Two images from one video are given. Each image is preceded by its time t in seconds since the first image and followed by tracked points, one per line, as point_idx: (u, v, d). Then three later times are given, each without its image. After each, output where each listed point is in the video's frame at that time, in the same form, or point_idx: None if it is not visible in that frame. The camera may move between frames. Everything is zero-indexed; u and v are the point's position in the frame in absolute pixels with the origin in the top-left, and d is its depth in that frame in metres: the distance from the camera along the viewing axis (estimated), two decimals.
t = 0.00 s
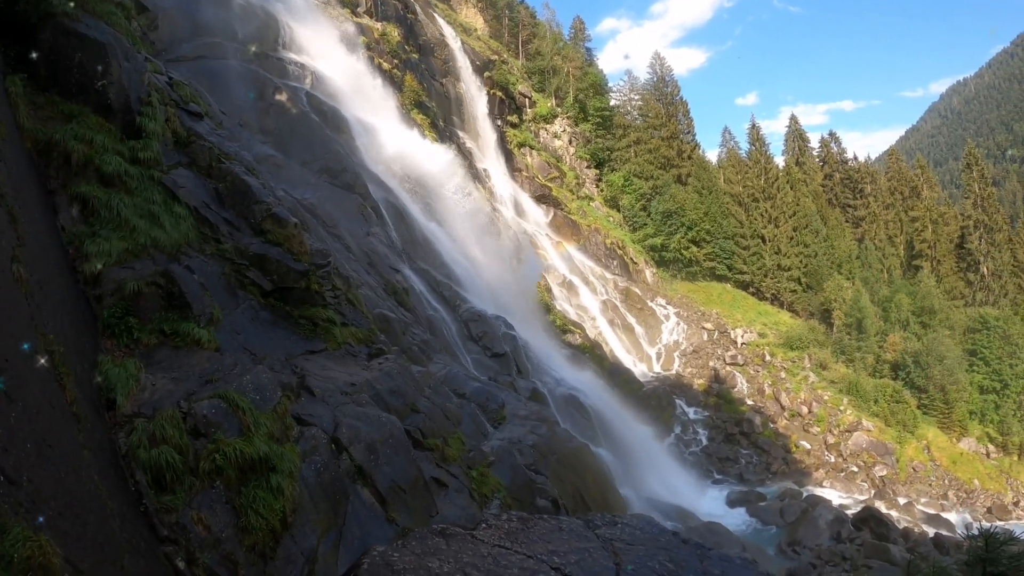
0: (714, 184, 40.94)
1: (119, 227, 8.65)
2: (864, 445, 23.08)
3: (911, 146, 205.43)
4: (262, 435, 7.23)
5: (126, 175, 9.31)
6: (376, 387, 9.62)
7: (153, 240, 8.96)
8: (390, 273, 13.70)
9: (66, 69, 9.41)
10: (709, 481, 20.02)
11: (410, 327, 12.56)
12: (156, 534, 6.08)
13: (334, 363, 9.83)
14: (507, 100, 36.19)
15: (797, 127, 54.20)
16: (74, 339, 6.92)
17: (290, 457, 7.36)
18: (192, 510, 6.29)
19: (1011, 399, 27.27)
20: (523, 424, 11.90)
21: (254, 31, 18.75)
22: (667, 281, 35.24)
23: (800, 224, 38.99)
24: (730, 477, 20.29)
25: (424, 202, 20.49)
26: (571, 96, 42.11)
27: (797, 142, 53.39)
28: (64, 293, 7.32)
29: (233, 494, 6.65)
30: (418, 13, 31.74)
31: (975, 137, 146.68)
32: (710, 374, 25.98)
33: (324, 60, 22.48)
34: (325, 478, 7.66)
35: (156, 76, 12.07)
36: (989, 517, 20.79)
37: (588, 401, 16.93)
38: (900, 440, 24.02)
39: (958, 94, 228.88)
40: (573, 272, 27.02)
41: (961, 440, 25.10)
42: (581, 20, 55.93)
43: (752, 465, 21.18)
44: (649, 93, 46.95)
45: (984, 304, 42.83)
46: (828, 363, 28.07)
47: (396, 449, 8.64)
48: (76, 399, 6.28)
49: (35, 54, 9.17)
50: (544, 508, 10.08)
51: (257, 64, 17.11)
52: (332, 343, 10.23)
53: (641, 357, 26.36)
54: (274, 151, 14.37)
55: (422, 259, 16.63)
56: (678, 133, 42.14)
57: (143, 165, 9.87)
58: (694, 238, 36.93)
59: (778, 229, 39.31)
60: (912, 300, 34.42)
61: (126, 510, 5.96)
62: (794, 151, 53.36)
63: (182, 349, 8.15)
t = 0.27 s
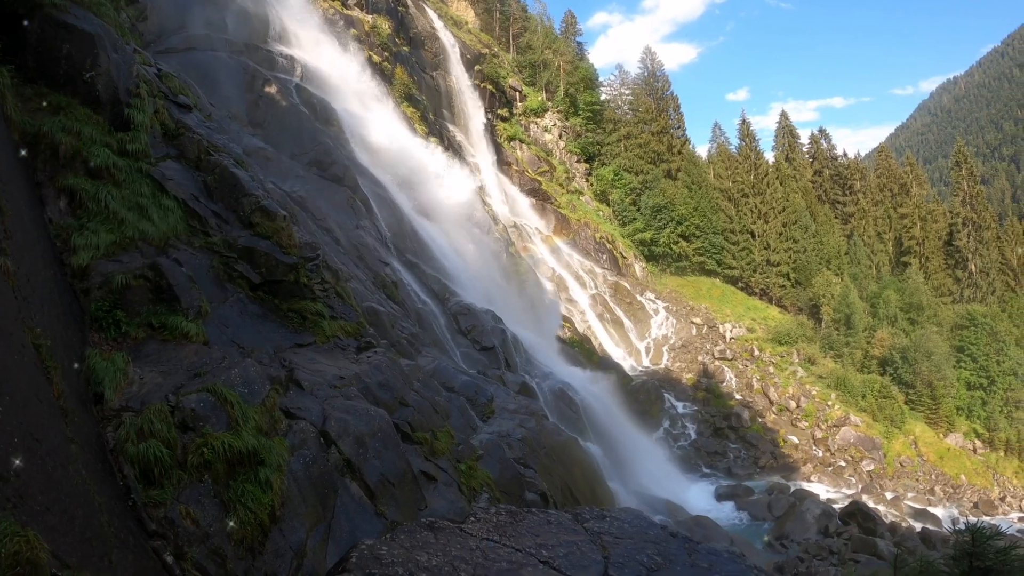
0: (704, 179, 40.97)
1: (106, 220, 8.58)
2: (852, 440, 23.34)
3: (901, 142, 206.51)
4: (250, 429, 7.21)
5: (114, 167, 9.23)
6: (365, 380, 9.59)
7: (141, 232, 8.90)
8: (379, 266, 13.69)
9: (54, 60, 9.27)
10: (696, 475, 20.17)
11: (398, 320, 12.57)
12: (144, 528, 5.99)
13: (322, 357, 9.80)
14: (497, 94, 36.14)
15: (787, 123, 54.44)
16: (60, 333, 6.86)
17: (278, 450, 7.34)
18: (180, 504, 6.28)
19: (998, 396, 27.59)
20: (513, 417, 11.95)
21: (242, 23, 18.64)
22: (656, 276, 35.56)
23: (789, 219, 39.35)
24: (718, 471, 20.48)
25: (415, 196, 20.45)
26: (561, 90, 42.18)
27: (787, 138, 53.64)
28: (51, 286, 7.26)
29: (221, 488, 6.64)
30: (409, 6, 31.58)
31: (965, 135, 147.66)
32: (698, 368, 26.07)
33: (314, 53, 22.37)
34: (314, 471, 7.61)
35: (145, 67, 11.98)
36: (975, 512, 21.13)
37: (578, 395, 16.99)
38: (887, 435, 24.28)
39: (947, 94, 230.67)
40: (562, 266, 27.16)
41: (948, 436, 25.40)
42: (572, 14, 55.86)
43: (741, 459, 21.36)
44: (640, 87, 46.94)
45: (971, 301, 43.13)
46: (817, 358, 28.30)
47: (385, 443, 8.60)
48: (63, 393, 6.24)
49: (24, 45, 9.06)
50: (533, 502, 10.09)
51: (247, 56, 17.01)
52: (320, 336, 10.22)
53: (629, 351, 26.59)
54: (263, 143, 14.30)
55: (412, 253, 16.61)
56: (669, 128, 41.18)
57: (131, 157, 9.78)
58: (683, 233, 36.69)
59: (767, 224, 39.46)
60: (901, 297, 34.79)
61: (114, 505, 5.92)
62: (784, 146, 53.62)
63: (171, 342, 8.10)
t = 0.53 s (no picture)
0: (692, 175, 41.08)
1: (93, 213, 8.49)
2: (838, 435, 23.58)
3: (889, 139, 207.56)
4: (237, 424, 7.12)
5: (101, 160, 9.14)
6: (353, 374, 9.56)
7: (128, 226, 8.82)
8: (367, 261, 13.64)
9: (41, 53, 9.17)
10: (684, 469, 20.31)
11: (387, 315, 12.55)
12: (131, 523, 5.97)
13: (310, 351, 9.77)
14: (487, 88, 36.02)
15: (776, 119, 54.67)
16: (47, 328, 6.80)
17: (266, 445, 7.27)
18: (168, 499, 6.22)
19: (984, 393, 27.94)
20: (501, 412, 11.98)
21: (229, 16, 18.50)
22: (644, 271, 35.67)
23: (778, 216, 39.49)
24: (706, 466, 20.62)
25: (405, 190, 20.42)
26: (551, 85, 42.15)
27: (776, 134, 53.94)
28: (37, 280, 7.19)
29: (209, 483, 6.57)
30: None
31: (953, 133, 148.75)
32: (686, 363, 26.21)
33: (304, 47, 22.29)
34: (302, 466, 7.58)
35: (132, 59, 11.85)
36: (961, 507, 21.38)
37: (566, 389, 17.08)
38: (874, 430, 24.54)
39: (936, 91, 232.31)
40: (550, 261, 27.18)
41: (935, 432, 25.73)
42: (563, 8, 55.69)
43: (728, 454, 21.53)
44: (630, 82, 46.92)
45: (957, 298, 43.59)
46: (804, 354, 28.51)
47: (373, 437, 8.58)
48: (49, 388, 6.18)
49: (10, 37, 8.96)
50: (521, 497, 10.12)
51: (236, 48, 16.89)
52: (308, 331, 10.18)
53: (618, 346, 26.69)
54: (252, 137, 14.20)
55: (400, 247, 16.60)
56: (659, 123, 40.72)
57: (119, 150, 9.68)
58: (673, 228, 37.00)
59: (755, 220, 39.64)
60: (889, 293, 35.15)
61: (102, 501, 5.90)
62: (773, 143, 53.91)
63: (158, 337, 8.03)
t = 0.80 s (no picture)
0: (680, 171, 41.19)
1: (79, 207, 8.43)
2: (824, 431, 23.80)
3: (877, 137, 208.75)
4: (224, 419, 7.06)
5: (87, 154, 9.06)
6: (340, 370, 9.54)
7: (114, 220, 8.75)
8: (355, 256, 13.60)
9: (27, 45, 9.09)
10: (671, 465, 20.45)
11: (374, 310, 12.54)
12: (119, 520, 5.98)
13: (297, 347, 9.74)
14: (475, 83, 35.96)
15: (764, 116, 54.97)
16: (32, 323, 6.81)
17: (253, 440, 7.27)
18: (155, 495, 6.21)
19: (969, 389, 28.33)
20: (488, 407, 12.01)
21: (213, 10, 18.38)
22: (632, 267, 35.81)
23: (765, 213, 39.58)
24: (693, 461, 20.78)
25: (393, 185, 20.35)
26: (539, 80, 42.16)
27: (763, 132, 54.25)
28: (23, 276, 7.21)
29: (195, 479, 6.53)
30: None
31: (939, 132, 150.07)
32: (674, 359, 26.27)
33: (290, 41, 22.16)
34: (288, 461, 7.56)
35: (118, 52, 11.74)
36: (946, 502, 21.64)
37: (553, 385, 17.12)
38: (859, 426, 24.81)
39: (923, 90, 234.52)
40: (538, 256, 27.24)
41: (920, 428, 26.11)
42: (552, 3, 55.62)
43: (715, 449, 21.71)
44: (618, 77, 46.93)
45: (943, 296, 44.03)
46: (790, 349, 28.73)
47: (360, 433, 8.52)
48: (35, 384, 6.20)
49: None
50: (508, 491, 10.13)
51: (223, 43, 16.84)
52: (295, 326, 10.15)
53: (605, 341, 26.82)
54: (239, 131, 14.11)
55: (388, 242, 16.55)
56: (646, 120, 41.84)
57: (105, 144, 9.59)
58: (660, 224, 36.98)
59: (742, 217, 39.86)
60: (875, 290, 35.51)
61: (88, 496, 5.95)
62: (761, 140, 54.23)
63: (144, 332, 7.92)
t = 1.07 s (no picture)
0: (667, 167, 41.37)
1: (63, 201, 8.32)
2: (809, 427, 24.05)
3: (863, 135, 210.58)
4: (209, 415, 7.04)
5: (72, 148, 8.95)
6: (325, 365, 9.52)
7: (99, 214, 8.63)
8: (341, 251, 13.57)
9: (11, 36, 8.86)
10: (657, 460, 20.52)
11: (360, 305, 12.52)
12: (105, 518, 6.02)
13: (283, 342, 9.72)
14: (462, 78, 35.91)
15: (750, 113, 55.28)
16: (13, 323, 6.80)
17: (238, 436, 7.24)
18: (140, 492, 6.18)
19: (953, 385, 28.71)
20: (474, 403, 12.04)
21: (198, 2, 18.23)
22: (618, 262, 35.98)
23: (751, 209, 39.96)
24: (679, 457, 20.96)
25: (378, 180, 20.24)
26: (527, 76, 42.26)
27: (750, 129, 54.58)
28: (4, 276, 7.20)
29: (181, 476, 6.50)
30: None
31: (925, 131, 151.39)
32: (659, 355, 26.46)
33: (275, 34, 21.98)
34: (274, 457, 7.54)
35: (104, 45, 11.62)
36: (930, 497, 21.95)
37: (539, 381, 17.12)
38: (844, 422, 25.10)
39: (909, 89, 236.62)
40: (524, 252, 27.29)
41: (905, 423, 26.50)
42: None
43: (701, 444, 21.90)
44: (606, 73, 47.00)
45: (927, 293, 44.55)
46: (775, 346, 28.97)
47: (346, 429, 8.47)
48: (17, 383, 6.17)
49: None
50: (494, 487, 10.15)
51: (210, 35, 16.81)
52: (281, 321, 10.13)
53: (591, 337, 26.97)
54: (225, 125, 14.01)
55: (373, 237, 16.48)
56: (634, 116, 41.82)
57: (89, 138, 9.50)
58: (646, 221, 37.26)
59: (728, 214, 40.08)
60: (860, 287, 35.85)
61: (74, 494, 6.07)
62: (747, 137, 54.57)
63: (129, 327, 7.85)
